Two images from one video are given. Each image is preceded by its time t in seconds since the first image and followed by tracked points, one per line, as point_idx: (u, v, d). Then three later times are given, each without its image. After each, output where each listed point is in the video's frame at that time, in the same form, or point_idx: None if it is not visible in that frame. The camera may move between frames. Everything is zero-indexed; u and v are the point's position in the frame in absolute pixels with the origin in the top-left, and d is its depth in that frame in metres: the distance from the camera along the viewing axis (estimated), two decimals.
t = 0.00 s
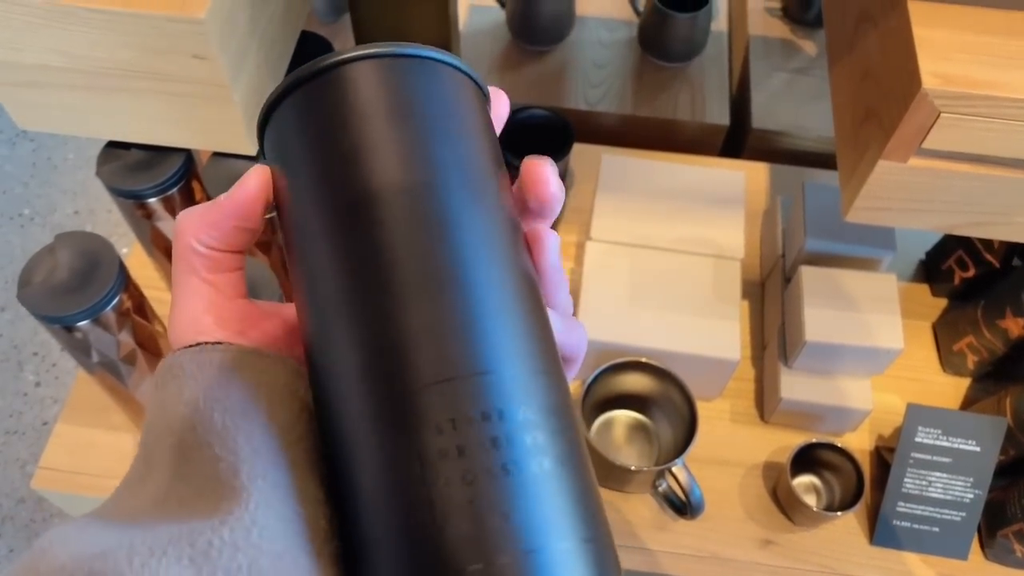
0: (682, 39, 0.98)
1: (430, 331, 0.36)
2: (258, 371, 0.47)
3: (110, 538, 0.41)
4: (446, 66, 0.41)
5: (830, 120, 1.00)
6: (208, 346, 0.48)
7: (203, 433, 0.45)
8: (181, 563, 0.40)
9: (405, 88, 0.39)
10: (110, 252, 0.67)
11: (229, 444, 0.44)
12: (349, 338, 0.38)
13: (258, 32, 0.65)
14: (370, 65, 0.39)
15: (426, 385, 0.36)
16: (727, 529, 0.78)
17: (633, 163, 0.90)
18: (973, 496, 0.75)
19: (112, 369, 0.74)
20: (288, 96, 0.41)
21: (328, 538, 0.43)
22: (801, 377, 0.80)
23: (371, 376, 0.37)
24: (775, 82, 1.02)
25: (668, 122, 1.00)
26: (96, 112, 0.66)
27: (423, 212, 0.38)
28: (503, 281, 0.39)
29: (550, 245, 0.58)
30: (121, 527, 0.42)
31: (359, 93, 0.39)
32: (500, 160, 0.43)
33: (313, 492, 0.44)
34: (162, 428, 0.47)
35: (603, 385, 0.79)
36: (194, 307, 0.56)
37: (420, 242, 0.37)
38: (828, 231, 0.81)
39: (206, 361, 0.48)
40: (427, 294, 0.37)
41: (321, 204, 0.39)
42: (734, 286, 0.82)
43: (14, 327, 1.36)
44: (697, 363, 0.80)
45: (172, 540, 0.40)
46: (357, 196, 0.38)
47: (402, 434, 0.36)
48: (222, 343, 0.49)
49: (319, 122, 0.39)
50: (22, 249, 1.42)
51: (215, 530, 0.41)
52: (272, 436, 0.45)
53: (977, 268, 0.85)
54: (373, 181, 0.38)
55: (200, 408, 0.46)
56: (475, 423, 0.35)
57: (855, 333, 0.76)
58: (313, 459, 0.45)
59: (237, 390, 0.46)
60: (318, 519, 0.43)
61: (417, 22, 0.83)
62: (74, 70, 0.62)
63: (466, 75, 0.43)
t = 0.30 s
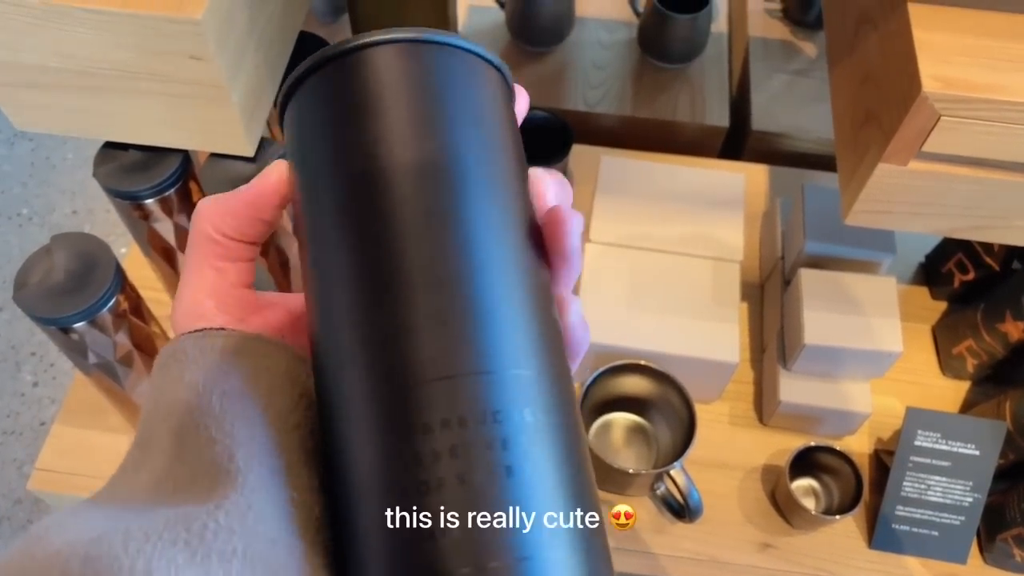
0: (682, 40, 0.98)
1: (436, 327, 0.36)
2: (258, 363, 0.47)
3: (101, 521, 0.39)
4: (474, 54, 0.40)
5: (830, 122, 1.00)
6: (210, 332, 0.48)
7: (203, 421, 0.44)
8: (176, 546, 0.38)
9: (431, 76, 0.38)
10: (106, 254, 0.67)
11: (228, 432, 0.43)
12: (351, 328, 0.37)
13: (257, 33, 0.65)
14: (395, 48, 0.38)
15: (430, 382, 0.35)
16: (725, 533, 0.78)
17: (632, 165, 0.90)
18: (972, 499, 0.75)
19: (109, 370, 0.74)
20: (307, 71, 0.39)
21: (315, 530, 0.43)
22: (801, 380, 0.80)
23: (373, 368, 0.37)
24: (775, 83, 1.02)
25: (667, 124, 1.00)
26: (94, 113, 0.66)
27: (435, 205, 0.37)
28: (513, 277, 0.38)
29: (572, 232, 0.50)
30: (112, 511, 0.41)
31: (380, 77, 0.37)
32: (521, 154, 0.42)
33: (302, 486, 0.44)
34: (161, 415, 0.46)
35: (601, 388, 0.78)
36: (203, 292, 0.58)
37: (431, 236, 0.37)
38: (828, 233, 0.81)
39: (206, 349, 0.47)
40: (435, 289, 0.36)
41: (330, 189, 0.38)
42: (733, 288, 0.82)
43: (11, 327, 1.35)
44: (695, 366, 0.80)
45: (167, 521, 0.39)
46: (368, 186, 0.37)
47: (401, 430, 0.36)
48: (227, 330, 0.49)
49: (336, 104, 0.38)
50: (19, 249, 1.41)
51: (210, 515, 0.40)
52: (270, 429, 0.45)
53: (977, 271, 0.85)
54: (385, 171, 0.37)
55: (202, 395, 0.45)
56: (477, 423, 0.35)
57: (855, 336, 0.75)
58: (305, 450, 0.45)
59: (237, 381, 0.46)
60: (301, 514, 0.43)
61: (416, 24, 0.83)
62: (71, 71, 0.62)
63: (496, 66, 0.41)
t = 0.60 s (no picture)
0: (682, 40, 0.98)
1: (467, 312, 0.34)
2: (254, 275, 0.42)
3: (83, 431, 0.35)
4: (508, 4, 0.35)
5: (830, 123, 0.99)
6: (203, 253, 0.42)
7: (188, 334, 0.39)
8: (165, 461, 0.34)
9: (463, 30, 0.34)
10: (102, 252, 0.67)
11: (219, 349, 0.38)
12: (375, 304, 0.35)
13: (255, 31, 0.65)
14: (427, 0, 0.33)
15: (456, 359, 0.34)
16: (723, 535, 0.78)
17: (631, 165, 0.90)
18: (971, 502, 0.75)
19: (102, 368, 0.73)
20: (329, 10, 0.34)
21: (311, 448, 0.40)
22: (800, 381, 0.79)
23: (400, 344, 0.34)
24: (775, 83, 1.02)
25: (668, 124, 1.00)
26: (91, 110, 0.66)
27: (465, 174, 0.34)
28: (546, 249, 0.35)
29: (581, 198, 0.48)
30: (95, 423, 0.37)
31: (409, 38, 0.33)
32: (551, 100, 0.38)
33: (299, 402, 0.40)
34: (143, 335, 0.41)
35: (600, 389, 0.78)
36: (204, 212, 0.56)
37: (462, 217, 0.34)
38: (828, 234, 0.80)
39: (198, 265, 0.41)
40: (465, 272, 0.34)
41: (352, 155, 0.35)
42: (732, 289, 0.82)
43: (8, 325, 1.35)
44: (694, 367, 0.79)
45: (155, 430, 0.35)
46: (394, 160, 0.34)
47: (424, 406, 0.34)
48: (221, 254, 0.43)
49: (359, 63, 0.34)
50: (17, 247, 1.41)
51: (199, 428, 0.36)
52: (267, 344, 0.40)
53: (977, 273, 0.84)
54: (413, 146, 0.33)
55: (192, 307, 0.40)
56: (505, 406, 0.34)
57: (855, 338, 0.75)
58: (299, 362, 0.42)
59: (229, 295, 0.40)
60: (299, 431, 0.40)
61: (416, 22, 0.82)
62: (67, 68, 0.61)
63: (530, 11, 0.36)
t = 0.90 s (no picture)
0: (681, 38, 0.97)
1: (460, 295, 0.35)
2: (241, 178, 0.41)
3: (63, 319, 0.36)
4: None
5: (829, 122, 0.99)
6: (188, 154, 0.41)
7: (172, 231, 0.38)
8: (144, 355, 0.35)
9: None
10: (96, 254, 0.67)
11: (205, 250, 0.38)
12: (370, 276, 0.37)
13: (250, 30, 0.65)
14: None
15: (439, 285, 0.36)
16: (720, 536, 0.78)
17: (629, 164, 0.89)
18: (969, 503, 0.74)
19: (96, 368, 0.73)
20: None
21: (295, 357, 0.41)
22: (797, 381, 0.79)
23: (395, 324, 0.36)
24: (774, 82, 1.01)
25: (666, 123, 0.99)
26: (85, 108, 0.65)
27: (450, 108, 0.35)
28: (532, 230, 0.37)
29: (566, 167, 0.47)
30: (76, 312, 0.37)
31: (409, 29, 0.35)
32: (537, 92, 0.40)
33: (284, 309, 0.40)
34: (121, 228, 0.40)
35: (596, 389, 0.78)
36: (195, 105, 0.52)
37: (455, 201, 0.36)
38: (826, 234, 0.80)
39: (183, 161, 0.40)
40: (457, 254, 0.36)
41: (350, 141, 0.36)
42: (729, 289, 0.82)
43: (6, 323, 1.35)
44: (690, 367, 0.79)
45: (133, 327, 0.35)
46: (385, 122, 0.35)
47: (409, 330, 0.36)
48: (208, 157, 0.42)
49: (359, 50, 0.35)
50: (15, 245, 1.41)
51: (181, 324, 0.36)
52: (254, 249, 0.39)
53: (976, 273, 0.84)
54: (413, 135, 0.35)
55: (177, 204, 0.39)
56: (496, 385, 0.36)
57: (853, 337, 0.75)
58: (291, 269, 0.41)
59: (216, 197, 0.40)
60: (287, 335, 0.40)
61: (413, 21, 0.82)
62: (61, 66, 0.61)
63: None
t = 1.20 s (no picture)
0: (679, 38, 0.97)
1: (459, 316, 0.36)
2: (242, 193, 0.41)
3: (58, 331, 0.35)
4: None
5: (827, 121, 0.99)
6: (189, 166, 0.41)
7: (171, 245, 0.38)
8: (140, 369, 0.35)
9: None
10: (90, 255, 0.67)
11: (203, 266, 0.38)
12: (368, 287, 0.37)
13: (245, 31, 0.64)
14: (429, 17, 0.35)
15: (435, 295, 0.36)
16: (718, 537, 0.77)
17: (627, 164, 0.89)
18: (968, 504, 0.74)
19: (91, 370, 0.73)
20: None
21: (290, 375, 0.41)
22: (796, 382, 0.79)
23: (395, 343, 0.37)
24: (772, 81, 1.01)
25: (664, 122, 0.99)
26: (82, 110, 0.65)
27: (448, 121, 0.36)
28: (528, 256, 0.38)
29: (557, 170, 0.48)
30: (70, 324, 0.37)
31: (409, 42, 0.35)
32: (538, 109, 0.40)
33: (281, 325, 0.40)
34: (119, 240, 0.39)
35: (595, 390, 0.78)
36: (195, 118, 0.52)
37: (456, 227, 0.36)
38: (825, 234, 0.80)
39: (183, 174, 0.40)
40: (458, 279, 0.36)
41: (353, 167, 0.37)
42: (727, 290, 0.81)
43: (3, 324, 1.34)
44: (688, 368, 0.79)
45: (131, 340, 0.35)
46: (385, 136, 0.36)
47: (406, 337, 0.37)
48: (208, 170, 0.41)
49: (363, 78, 0.36)
50: (12, 246, 1.40)
51: (178, 340, 0.36)
52: (253, 265, 0.39)
53: (975, 273, 0.84)
54: (412, 145, 0.36)
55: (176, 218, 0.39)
56: (493, 406, 0.37)
57: (852, 338, 0.75)
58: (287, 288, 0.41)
59: (215, 211, 0.39)
60: (283, 352, 0.40)
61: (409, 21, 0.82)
62: (56, 68, 0.61)
63: None
